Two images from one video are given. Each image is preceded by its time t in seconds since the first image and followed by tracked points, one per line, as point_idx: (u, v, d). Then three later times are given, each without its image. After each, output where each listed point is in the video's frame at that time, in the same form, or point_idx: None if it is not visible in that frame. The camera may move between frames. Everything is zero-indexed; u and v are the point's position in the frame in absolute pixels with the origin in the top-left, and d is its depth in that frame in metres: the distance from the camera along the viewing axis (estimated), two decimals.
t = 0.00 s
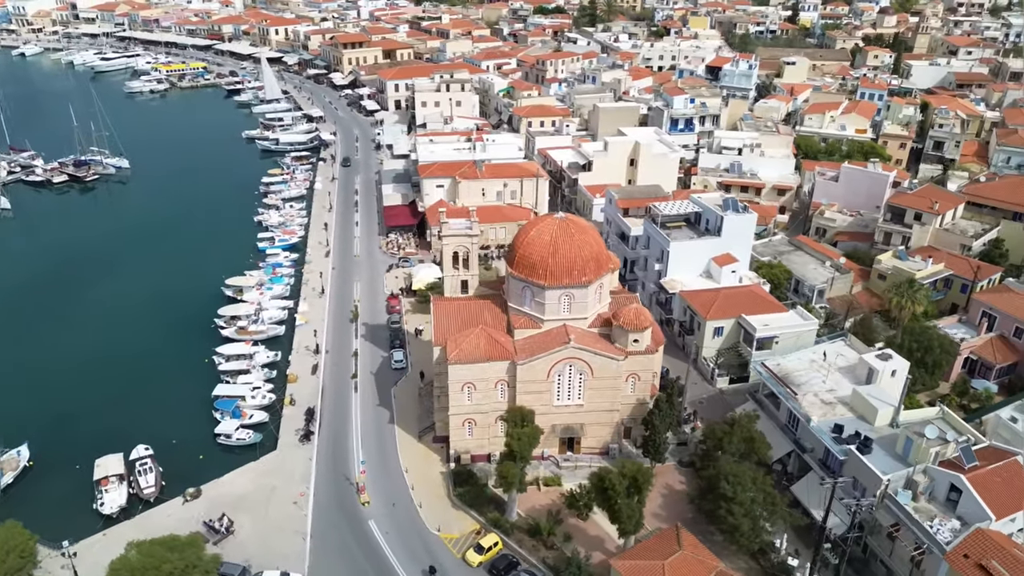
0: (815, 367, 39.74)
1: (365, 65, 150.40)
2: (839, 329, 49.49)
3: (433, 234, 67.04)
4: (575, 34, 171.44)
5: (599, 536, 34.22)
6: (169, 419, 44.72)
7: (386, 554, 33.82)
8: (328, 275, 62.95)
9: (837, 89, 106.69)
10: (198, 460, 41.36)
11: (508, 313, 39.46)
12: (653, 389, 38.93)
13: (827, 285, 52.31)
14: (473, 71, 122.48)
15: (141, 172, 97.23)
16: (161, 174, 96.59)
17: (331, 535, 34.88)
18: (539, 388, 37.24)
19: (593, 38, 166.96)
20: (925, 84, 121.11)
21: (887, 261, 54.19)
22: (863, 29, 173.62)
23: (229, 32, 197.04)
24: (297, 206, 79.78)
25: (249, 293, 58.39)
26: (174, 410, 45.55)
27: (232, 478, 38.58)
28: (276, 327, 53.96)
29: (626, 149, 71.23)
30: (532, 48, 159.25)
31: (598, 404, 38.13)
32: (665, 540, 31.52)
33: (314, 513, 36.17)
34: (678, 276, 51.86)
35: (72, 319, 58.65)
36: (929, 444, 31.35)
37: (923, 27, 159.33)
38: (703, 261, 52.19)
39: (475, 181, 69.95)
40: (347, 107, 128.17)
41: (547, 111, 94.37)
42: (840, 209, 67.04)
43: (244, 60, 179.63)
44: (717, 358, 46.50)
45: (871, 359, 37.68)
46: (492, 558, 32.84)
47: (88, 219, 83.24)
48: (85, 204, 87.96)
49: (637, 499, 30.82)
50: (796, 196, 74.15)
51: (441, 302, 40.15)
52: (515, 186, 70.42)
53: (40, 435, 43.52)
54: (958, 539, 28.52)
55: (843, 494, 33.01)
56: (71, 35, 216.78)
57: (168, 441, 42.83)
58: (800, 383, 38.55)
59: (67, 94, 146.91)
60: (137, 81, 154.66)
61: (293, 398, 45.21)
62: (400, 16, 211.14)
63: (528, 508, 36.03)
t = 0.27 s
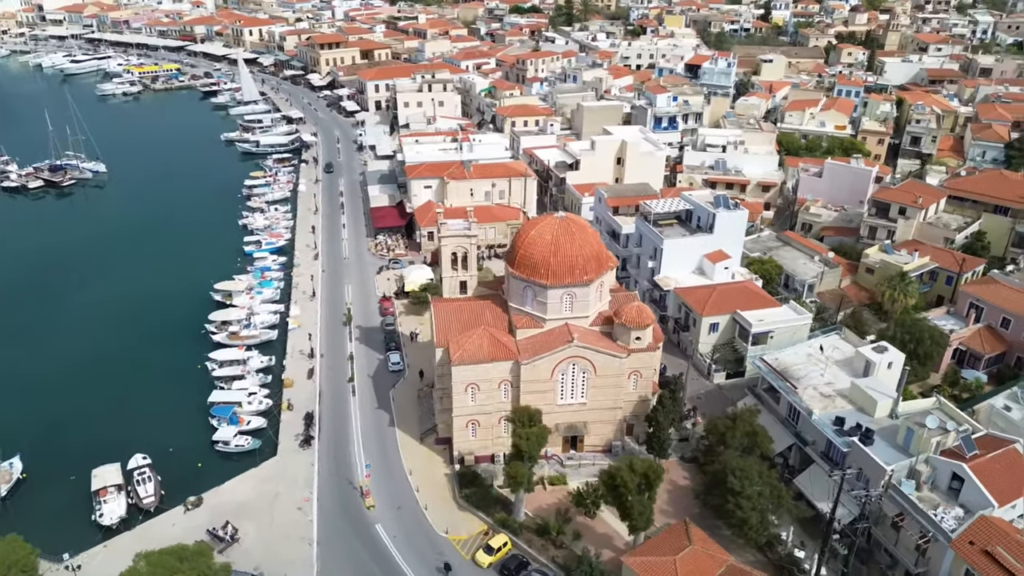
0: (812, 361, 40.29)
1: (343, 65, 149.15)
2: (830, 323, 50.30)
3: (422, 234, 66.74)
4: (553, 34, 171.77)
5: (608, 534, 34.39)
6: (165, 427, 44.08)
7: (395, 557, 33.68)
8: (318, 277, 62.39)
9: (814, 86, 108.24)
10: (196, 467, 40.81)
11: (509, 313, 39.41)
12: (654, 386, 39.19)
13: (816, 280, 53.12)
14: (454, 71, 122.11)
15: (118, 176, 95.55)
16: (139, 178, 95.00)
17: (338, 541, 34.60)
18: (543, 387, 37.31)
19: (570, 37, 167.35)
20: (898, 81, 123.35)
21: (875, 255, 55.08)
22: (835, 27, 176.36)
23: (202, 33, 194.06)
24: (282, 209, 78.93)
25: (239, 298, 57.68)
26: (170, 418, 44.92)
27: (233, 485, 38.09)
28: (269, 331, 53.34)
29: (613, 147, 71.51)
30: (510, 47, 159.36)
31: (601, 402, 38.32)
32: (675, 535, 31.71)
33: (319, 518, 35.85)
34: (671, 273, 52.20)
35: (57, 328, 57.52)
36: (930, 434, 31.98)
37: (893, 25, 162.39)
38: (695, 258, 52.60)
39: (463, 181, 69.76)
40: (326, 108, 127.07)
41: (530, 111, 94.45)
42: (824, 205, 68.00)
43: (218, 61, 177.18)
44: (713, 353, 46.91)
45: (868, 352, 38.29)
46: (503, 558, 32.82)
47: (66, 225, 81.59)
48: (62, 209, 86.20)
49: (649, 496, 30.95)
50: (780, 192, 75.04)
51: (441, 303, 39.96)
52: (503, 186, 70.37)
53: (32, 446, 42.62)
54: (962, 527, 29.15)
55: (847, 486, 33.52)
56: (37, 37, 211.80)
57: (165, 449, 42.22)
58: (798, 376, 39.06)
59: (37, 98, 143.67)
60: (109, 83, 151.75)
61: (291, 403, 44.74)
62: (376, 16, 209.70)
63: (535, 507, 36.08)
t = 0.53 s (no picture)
0: (809, 355, 40.86)
1: (320, 66, 147.85)
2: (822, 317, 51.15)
3: (412, 236, 66.48)
4: (530, 33, 172.03)
5: (615, 532, 34.61)
6: (160, 435, 43.41)
7: (404, 560, 33.51)
8: (308, 280, 61.82)
9: (792, 84, 109.69)
10: (195, 475, 40.25)
11: (510, 313, 39.41)
12: (655, 384, 39.42)
13: (806, 274, 53.91)
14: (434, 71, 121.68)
15: (95, 180, 93.86)
16: (117, 182, 93.36)
17: (345, 546, 34.36)
18: (546, 386, 37.38)
19: (548, 37, 167.69)
20: (872, 77, 125.42)
21: (861, 250, 56.01)
22: (808, 25, 178.77)
23: (174, 34, 191.00)
24: (266, 212, 78.10)
25: (230, 303, 56.97)
26: (165, 425, 44.31)
27: (234, 492, 37.59)
28: (260, 336, 52.71)
29: (599, 146, 71.80)
30: (488, 47, 159.25)
31: (604, 400, 38.50)
32: (683, 530, 31.92)
33: (324, 523, 35.56)
34: (664, 270, 52.53)
35: (42, 336, 56.40)
36: (930, 424, 32.54)
37: (865, 22, 165.10)
38: (688, 255, 53.01)
39: (451, 182, 69.59)
40: (305, 109, 125.85)
41: (513, 111, 94.45)
42: (808, 201, 68.98)
43: (191, 63, 174.64)
44: (709, 350, 47.32)
45: (864, 345, 38.92)
46: (512, 558, 32.79)
47: (43, 231, 79.93)
48: (39, 215, 84.41)
49: (657, 493, 31.14)
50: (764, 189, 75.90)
51: (441, 303, 39.83)
52: (491, 186, 70.37)
53: (24, 457, 41.78)
54: (966, 514, 29.74)
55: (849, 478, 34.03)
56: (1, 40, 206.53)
57: (162, 458, 41.60)
58: (797, 370, 39.58)
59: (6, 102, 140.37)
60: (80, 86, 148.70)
61: (288, 408, 44.28)
62: (351, 16, 208.05)
63: (542, 507, 36.16)
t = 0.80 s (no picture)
0: (806, 350, 41.44)
1: (298, 68, 146.43)
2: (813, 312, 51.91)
3: (402, 237, 66.21)
4: (508, 33, 172.08)
5: (622, 530, 34.81)
6: (156, 445, 42.75)
7: (413, 564, 33.35)
8: (298, 284, 61.20)
9: (770, 82, 110.99)
10: (195, 484, 39.67)
11: (511, 313, 39.40)
12: (656, 381, 39.64)
13: (796, 270, 54.64)
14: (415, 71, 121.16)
15: (72, 186, 92.00)
16: (95, 187, 91.62)
17: (353, 551, 34.10)
18: (550, 386, 37.42)
19: (526, 36, 167.87)
20: (847, 75, 127.48)
21: (849, 244, 56.86)
22: (782, 24, 181.04)
23: (145, 35, 187.72)
24: (251, 215, 77.19)
25: (220, 308, 56.25)
26: (160, 434, 43.66)
27: (237, 500, 37.13)
28: (253, 342, 52.08)
29: (586, 145, 72.02)
30: (467, 47, 159.16)
31: (607, 398, 38.67)
32: (692, 527, 32.16)
33: (330, 529, 35.27)
34: (658, 268, 52.87)
35: (26, 346, 55.16)
36: (930, 415, 33.18)
37: (837, 21, 167.76)
38: (680, 253, 53.43)
39: (440, 182, 69.40)
40: (284, 111, 124.55)
41: (496, 111, 94.38)
42: (793, 197, 69.87)
43: (165, 65, 171.97)
44: (705, 346, 47.72)
45: (860, 339, 39.58)
46: (522, 559, 32.77)
47: (21, 238, 78.16)
48: (15, 222, 82.53)
49: (668, 490, 31.46)
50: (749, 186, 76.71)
51: (441, 305, 39.72)
52: (480, 186, 70.30)
53: (17, 471, 40.90)
54: (969, 503, 30.32)
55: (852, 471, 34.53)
56: None
57: (160, 468, 40.95)
58: (795, 365, 40.14)
59: None
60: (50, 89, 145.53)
61: (286, 413, 43.83)
62: (326, 17, 206.20)
63: (549, 507, 36.20)
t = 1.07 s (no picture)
0: (803, 345, 41.93)
1: (277, 69, 144.98)
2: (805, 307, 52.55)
3: (392, 239, 65.88)
4: (488, 33, 171.97)
5: (629, 527, 34.98)
6: (152, 453, 42.13)
7: (422, 567, 33.21)
8: (288, 287, 60.59)
9: (751, 80, 112.10)
10: (194, 492, 39.18)
11: (511, 314, 39.37)
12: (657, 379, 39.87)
13: (787, 266, 55.28)
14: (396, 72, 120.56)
15: (51, 190, 90.30)
16: (74, 193, 89.99)
17: (360, 556, 33.86)
18: (554, 385, 37.49)
19: (506, 36, 167.89)
20: (825, 73, 129.18)
21: (838, 240, 57.60)
22: (759, 23, 183.01)
23: (119, 37, 184.62)
24: (237, 218, 76.27)
25: (211, 313, 55.53)
26: (156, 443, 43.01)
27: (240, 507, 36.70)
28: (246, 346, 51.46)
29: (574, 144, 72.19)
30: (448, 48, 158.71)
31: (609, 397, 38.85)
32: (700, 522, 32.38)
33: (336, 534, 34.98)
34: (652, 267, 53.18)
35: (12, 354, 54.05)
36: (929, 407, 33.78)
37: (812, 20, 170.05)
38: (673, 251, 53.77)
39: (429, 183, 69.11)
40: (264, 113, 123.24)
41: (481, 111, 94.24)
42: (780, 194, 70.63)
43: (140, 67, 169.30)
44: (701, 343, 48.07)
45: (856, 333, 40.17)
46: (532, 560, 32.77)
47: None
48: None
49: (678, 485, 31.87)
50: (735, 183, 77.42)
51: (442, 306, 39.59)
52: (469, 187, 70.16)
53: (10, 482, 40.10)
54: (971, 493, 30.94)
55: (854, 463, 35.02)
56: None
57: (157, 476, 40.34)
58: (793, 360, 40.61)
59: None
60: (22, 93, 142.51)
61: (285, 417, 43.38)
62: (303, 17, 204.35)
63: (554, 506, 36.25)
